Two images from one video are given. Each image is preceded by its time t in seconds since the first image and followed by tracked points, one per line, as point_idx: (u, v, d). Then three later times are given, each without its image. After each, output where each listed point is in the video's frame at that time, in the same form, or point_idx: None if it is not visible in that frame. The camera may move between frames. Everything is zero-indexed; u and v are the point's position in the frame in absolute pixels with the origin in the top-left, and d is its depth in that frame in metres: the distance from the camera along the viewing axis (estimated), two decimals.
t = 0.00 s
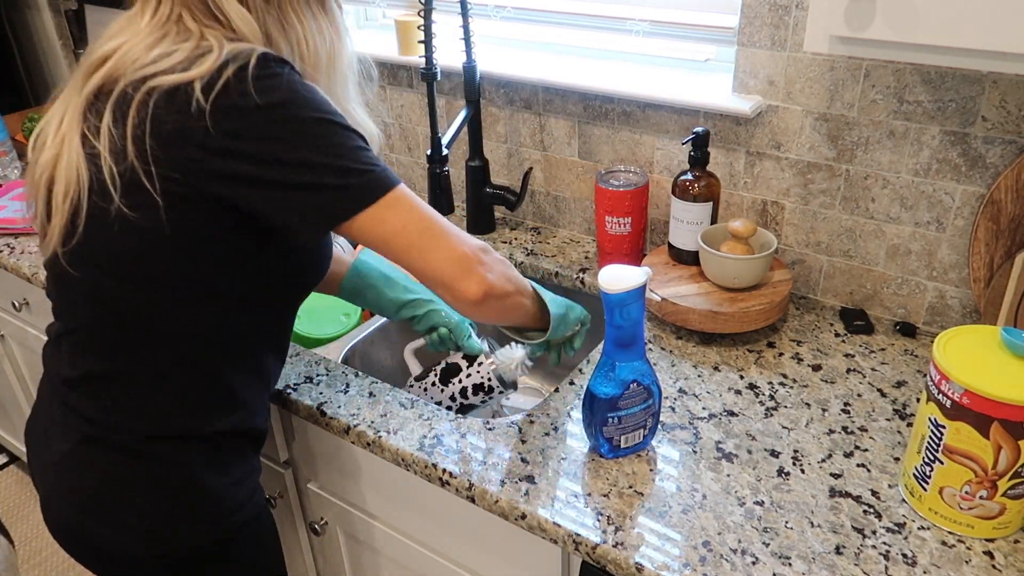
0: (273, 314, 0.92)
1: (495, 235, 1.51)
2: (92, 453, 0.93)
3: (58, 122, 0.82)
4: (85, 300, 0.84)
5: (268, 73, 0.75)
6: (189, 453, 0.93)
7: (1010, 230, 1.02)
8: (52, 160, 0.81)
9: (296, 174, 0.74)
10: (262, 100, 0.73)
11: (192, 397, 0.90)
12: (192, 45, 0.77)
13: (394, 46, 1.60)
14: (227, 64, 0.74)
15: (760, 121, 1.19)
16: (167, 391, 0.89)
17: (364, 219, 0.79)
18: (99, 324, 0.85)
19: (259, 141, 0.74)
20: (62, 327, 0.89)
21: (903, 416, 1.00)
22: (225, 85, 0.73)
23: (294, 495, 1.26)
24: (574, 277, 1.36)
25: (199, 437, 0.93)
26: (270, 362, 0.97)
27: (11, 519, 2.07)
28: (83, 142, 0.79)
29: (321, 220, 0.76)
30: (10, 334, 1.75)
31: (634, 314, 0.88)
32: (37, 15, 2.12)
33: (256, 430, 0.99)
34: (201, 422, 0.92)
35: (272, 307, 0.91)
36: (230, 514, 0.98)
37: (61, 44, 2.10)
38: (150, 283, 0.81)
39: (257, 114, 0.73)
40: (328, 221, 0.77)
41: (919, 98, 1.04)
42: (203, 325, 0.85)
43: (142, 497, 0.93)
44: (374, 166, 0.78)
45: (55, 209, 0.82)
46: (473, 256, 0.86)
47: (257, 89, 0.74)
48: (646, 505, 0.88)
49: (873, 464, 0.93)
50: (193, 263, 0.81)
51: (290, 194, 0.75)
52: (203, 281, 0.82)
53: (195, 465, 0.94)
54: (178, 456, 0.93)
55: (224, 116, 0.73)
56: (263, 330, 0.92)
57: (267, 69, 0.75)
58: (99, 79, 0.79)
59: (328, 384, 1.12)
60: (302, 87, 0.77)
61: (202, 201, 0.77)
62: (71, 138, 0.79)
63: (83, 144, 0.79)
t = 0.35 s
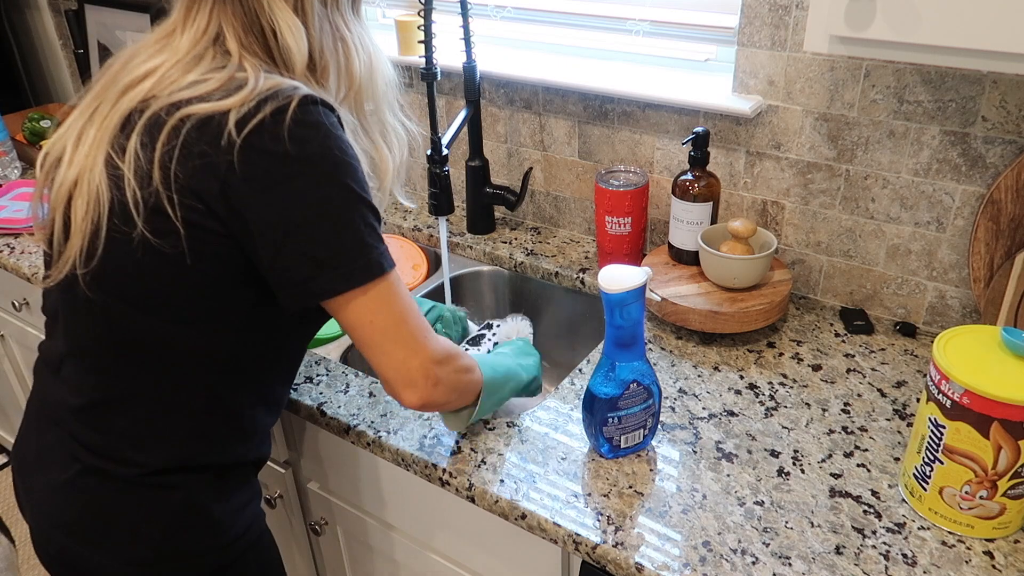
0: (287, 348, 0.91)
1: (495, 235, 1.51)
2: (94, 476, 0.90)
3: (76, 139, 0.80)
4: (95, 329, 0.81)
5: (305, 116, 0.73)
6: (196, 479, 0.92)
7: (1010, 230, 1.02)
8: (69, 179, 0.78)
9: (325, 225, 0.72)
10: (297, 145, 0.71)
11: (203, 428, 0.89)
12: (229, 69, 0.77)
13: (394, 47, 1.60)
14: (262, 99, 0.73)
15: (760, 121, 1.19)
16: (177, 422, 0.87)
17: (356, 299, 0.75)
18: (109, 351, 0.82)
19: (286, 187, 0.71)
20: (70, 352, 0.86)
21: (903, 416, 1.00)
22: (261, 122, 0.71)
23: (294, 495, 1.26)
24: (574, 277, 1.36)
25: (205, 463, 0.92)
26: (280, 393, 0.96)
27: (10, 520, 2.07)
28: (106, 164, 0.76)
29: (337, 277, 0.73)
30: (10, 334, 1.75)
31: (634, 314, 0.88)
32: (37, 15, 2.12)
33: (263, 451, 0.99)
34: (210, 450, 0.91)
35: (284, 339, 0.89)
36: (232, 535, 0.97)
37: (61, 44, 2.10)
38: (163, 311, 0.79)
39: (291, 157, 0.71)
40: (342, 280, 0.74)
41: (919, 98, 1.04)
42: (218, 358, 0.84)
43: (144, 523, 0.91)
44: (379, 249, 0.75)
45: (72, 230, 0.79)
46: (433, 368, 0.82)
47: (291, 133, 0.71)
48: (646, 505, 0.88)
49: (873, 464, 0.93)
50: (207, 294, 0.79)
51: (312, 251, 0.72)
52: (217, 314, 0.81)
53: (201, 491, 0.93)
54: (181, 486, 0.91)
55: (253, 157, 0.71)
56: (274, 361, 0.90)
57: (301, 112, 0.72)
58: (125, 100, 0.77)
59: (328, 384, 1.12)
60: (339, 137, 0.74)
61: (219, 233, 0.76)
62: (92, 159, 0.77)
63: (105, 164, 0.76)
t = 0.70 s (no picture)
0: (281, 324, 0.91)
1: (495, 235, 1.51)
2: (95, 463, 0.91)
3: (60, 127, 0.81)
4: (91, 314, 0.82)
5: (276, 79, 0.75)
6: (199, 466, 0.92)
7: (1010, 230, 1.02)
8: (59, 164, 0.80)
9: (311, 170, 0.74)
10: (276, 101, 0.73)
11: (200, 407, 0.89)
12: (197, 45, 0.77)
13: (393, 47, 1.60)
14: (233, 67, 0.74)
15: (760, 121, 1.19)
16: (173, 403, 0.87)
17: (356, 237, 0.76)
18: (104, 335, 0.83)
19: (273, 142, 0.73)
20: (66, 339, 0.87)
21: (903, 416, 1.00)
22: (234, 89, 0.73)
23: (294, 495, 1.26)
24: (574, 277, 1.36)
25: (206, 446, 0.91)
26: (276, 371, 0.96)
27: (11, 520, 2.07)
28: (89, 147, 0.78)
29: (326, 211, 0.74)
30: (10, 334, 1.75)
31: (634, 314, 0.88)
32: (37, 15, 2.12)
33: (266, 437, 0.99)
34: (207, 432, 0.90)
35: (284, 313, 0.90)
36: (235, 530, 0.97)
37: (61, 44, 2.10)
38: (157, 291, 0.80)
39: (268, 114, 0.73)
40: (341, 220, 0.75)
41: (919, 98, 1.04)
42: (213, 335, 0.84)
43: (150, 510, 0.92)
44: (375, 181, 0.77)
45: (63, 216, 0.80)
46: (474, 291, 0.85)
47: (266, 92, 0.73)
48: (646, 505, 0.88)
49: (873, 464, 0.93)
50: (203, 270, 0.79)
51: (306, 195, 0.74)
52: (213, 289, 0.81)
53: (207, 478, 0.93)
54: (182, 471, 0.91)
55: (234, 118, 0.72)
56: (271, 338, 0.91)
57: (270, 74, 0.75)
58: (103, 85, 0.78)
59: (329, 384, 1.12)
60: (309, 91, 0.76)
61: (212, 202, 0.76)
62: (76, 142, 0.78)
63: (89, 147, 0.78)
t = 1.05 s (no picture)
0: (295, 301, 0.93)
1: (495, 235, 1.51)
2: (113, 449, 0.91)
3: (62, 122, 0.80)
4: (108, 298, 0.83)
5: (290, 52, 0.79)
6: (216, 447, 0.93)
7: (1010, 230, 1.02)
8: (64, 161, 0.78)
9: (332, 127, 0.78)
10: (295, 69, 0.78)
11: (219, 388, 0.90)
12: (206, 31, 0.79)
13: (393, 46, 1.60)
14: (250, 47, 0.78)
15: (760, 121, 1.19)
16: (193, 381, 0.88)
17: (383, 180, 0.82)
18: (123, 319, 0.84)
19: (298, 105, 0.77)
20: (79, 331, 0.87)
21: (903, 416, 1.00)
22: (256, 62, 0.76)
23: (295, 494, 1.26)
24: (574, 277, 1.37)
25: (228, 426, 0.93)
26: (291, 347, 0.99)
27: (11, 519, 2.07)
28: (107, 134, 0.77)
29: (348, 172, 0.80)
30: (10, 334, 1.75)
31: (634, 314, 0.88)
32: (37, 15, 2.12)
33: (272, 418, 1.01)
34: (226, 413, 0.92)
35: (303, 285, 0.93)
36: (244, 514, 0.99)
37: (61, 44, 2.10)
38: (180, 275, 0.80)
39: (288, 80, 0.77)
40: (361, 176, 0.80)
41: (919, 98, 1.04)
42: (228, 315, 0.85)
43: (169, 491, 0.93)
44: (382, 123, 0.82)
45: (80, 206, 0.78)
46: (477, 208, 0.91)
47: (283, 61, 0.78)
48: (646, 505, 0.88)
49: (873, 464, 0.93)
50: (224, 249, 0.81)
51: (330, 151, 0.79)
52: (236, 267, 0.82)
53: (221, 459, 0.94)
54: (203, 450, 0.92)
55: (258, 88, 0.76)
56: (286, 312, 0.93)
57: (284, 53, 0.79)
58: (110, 78, 0.78)
59: (328, 384, 1.12)
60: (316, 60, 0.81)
61: (230, 184, 0.78)
62: (86, 132, 0.77)
63: (107, 135, 0.76)
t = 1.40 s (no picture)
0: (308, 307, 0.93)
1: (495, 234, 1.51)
2: (127, 452, 0.91)
3: (79, 124, 0.80)
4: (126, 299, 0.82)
5: (307, 60, 0.77)
6: (226, 452, 0.93)
7: (1010, 230, 1.02)
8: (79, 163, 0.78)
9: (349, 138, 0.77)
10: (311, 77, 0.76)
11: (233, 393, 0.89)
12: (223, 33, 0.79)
13: (394, 46, 1.60)
14: (265, 51, 0.77)
15: (760, 121, 1.19)
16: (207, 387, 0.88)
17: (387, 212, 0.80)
18: (139, 321, 0.83)
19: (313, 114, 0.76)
20: (95, 333, 0.88)
21: (903, 416, 1.00)
22: (269, 68, 0.75)
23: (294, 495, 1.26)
24: (574, 277, 1.37)
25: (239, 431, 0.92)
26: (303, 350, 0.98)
27: (11, 519, 2.07)
28: (123, 137, 0.77)
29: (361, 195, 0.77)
30: (10, 334, 1.75)
31: (634, 314, 0.88)
32: (37, 14, 2.12)
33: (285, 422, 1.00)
34: (238, 418, 0.91)
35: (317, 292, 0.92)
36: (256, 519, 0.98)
37: (61, 44, 2.10)
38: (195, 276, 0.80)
39: (304, 89, 0.75)
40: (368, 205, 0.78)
41: (919, 98, 1.04)
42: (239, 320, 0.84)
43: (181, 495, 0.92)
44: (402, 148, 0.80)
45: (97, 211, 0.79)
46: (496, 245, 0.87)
47: (298, 69, 0.76)
48: (646, 505, 0.88)
49: (873, 464, 0.93)
50: (242, 251, 0.80)
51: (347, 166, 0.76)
52: (246, 273, 0.82)
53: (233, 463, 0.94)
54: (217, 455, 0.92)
55: (272, 96, 0.75)
56: (300, 319, 0.92)
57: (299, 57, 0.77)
58: (126, 80, 0.78)
59: (328, 384, 1.12)
60: (336, 70, 0.80)
61: (243, 187, 0.77)
62: (104, 135, 0.77)
63: (123, 138, 0.77)
